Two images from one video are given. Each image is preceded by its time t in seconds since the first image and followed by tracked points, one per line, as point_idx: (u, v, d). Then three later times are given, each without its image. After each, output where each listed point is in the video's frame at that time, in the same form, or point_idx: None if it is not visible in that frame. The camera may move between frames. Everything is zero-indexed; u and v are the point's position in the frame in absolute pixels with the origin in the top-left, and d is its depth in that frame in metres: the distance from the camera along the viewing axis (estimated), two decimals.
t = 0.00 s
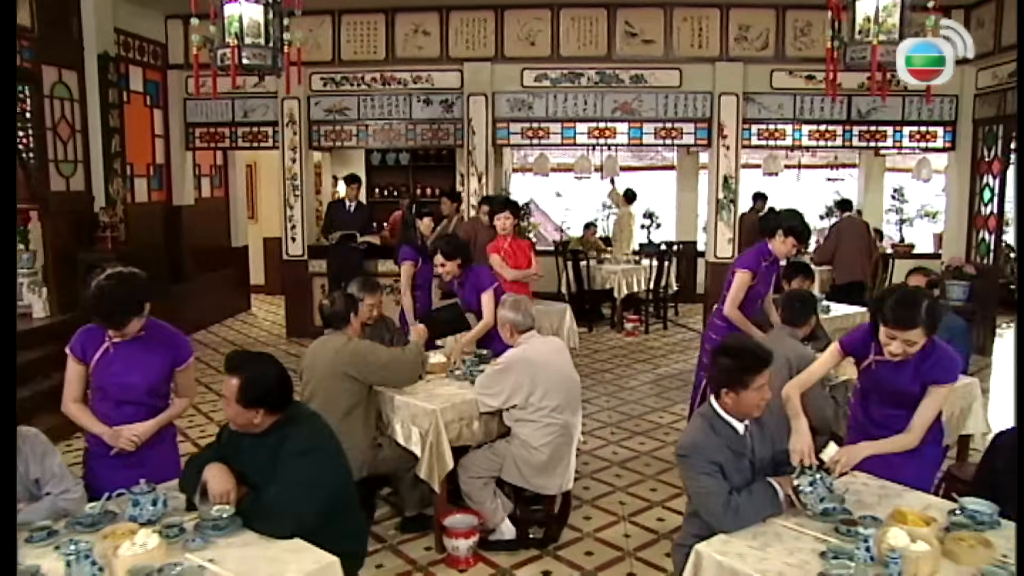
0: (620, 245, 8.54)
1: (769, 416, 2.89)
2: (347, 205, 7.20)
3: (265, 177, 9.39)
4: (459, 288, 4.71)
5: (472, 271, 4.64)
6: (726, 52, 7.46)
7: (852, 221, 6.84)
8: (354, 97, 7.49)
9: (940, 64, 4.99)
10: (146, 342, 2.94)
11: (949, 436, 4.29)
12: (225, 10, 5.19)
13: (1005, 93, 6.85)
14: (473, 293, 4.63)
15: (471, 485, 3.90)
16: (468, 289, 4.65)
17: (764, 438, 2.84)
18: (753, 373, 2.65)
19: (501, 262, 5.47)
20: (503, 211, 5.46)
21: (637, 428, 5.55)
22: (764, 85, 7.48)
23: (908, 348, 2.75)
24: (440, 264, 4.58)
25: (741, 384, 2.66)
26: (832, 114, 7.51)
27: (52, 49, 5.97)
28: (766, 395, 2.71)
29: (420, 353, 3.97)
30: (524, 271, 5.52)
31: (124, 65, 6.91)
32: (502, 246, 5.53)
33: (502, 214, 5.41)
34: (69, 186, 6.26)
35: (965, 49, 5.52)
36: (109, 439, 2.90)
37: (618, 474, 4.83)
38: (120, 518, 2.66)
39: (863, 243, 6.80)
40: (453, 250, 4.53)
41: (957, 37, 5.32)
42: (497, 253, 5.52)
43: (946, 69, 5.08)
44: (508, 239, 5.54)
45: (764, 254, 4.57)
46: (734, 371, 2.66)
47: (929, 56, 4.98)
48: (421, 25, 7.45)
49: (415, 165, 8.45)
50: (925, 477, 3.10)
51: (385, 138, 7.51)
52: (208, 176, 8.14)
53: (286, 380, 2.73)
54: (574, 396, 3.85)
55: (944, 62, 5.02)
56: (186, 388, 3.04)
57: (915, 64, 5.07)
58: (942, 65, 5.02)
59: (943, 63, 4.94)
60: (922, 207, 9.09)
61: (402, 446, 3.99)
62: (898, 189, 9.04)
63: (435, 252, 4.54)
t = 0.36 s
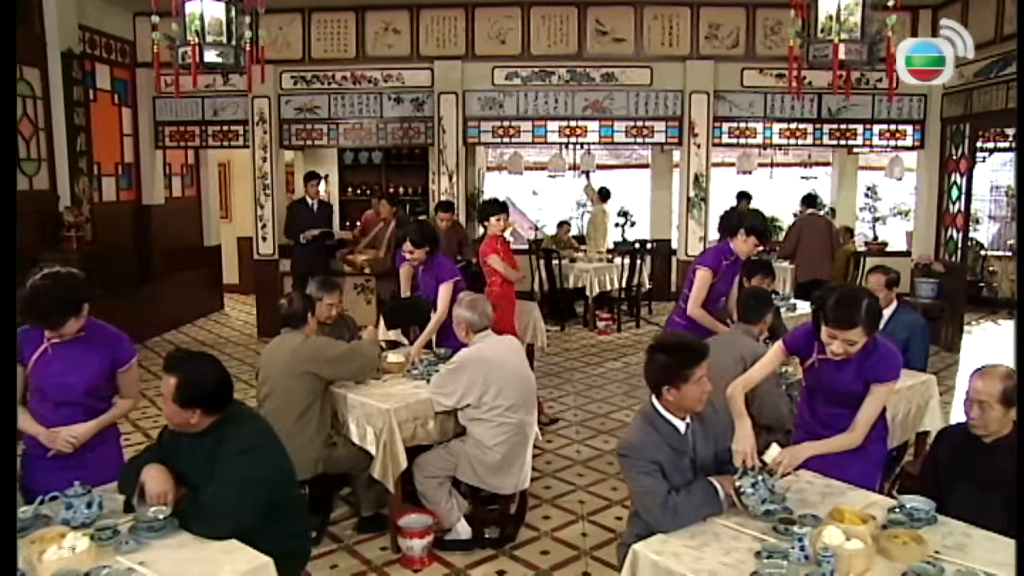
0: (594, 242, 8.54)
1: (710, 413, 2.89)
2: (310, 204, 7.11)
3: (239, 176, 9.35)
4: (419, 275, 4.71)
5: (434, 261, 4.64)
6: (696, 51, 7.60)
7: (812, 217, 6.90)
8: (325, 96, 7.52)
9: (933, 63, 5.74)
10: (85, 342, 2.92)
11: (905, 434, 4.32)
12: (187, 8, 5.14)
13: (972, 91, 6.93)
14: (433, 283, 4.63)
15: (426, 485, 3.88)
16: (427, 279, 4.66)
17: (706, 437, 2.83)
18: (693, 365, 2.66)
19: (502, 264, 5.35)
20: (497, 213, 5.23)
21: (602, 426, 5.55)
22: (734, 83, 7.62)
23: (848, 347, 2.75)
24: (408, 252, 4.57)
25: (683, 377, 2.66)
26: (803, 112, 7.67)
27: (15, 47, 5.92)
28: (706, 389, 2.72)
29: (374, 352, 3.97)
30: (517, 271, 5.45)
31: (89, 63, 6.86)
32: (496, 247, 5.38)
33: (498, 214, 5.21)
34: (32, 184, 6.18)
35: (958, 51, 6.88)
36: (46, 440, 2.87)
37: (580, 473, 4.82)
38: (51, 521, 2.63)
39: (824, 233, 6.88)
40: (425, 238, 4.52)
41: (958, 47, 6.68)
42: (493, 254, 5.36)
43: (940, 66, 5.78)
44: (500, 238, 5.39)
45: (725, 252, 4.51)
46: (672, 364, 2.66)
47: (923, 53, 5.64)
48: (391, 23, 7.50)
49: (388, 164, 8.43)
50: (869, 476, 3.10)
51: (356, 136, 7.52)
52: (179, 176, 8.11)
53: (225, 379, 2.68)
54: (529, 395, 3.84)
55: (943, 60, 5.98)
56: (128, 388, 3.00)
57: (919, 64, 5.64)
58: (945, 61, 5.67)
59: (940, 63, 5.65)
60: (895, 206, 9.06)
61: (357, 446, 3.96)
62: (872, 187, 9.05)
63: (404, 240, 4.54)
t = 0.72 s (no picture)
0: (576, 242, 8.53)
1: (661, 410, 2.90)
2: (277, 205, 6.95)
3: (220, 175, 9.32)
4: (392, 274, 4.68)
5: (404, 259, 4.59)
6: (674, 49, 7.60)
7: (789, 217, 7.01)
8: (303, 95, 7.60)
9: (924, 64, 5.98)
10: (35, 343, 2.91)
11: (872, 432, 4.32)
12: (155, 6, 5.08)
13: (959, 91, 6.92)
14: (402, 283, 4.58)
15: (389, 485, 3.86)
16: (397, 278, 4.62)
17: (658, 437, 2.82)
18: (637, 360, 2.70)
19: (509, 262, 5.19)
20: (498, 210, 5.01)
21: (575, 426, 5.54)
22: (713, 82, 7.64)
23: (799, 347, 2.73)
24: (378, 250, 4.57)
25: (627, 373, 2.68)
26: (782, 111, 7.72)
27: None
28: (653, 386, 2.74)
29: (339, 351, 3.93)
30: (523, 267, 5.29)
31: (64, 62, 6.81)
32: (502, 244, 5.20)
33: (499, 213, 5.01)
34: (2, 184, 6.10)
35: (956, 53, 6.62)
36: None
37: (549, 473, 4.82)
38: None
39: (802, 234, 6.99)
40: (392, 238, 4.49)
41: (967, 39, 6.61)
42: (500, 252, 5.21)
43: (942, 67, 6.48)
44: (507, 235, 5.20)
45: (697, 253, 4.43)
46: (617, 361, 2.70)
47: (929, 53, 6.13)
48: (369, 22, 7.53)
49: (369, 164, 8.40)
50: (824, 476, 3.09)
51: (335, 136, 7.59)
52: (158, 175, 8.09)
53: (172, 380, 2.67)
54: (490, 395, 3.84)
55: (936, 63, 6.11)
56: (79, 390, 2.99)
57: (913, 63, 5.76)
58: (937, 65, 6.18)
59: (933, 65, 6.10)
60: (877, 205, 9.08)
61: (319, 446, 3.93)
62: (853, 186, 9.09)
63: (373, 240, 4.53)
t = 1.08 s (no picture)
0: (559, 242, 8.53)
1: (613, 409, 2.90)
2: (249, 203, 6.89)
3: (201, 174, 9.30)
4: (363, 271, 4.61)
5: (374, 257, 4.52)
6: (654, 47, 7.59)
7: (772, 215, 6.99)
8: (282, 94, 7.69)
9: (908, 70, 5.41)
10: None
11: (841, 431, 4.31)
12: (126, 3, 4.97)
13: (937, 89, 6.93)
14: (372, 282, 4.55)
15: (354, 485, 3.85)
16: (369, 277, 4.57)
17: (610, 435, 2.83)
18: (586, 353, 2.73)
19: (508, 262, 5.25)
20: (503, 210, 5.01)
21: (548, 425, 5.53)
22: (693, 80, 7.66)
23: (749, 346, 2.71)
24: (347, 250, 4.46)
25: (575, 365, 2.71)
26: (761, 109, 7.76)
27: None
28: (602, 381, 2.76)
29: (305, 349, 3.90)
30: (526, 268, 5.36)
31: (41, 60, 6.75)
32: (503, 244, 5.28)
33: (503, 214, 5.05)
34: None
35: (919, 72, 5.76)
36: None
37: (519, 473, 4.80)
38: None
39: (781, 231, 7.01)
40: (361, 239, 4.40)
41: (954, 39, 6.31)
42: (500, 251, 5.28)
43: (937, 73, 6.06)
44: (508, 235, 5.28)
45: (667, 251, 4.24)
46: (565, 355, 2.74)
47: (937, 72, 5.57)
48: (347, 20, 7.59)
49: (350, 162, 8.38)
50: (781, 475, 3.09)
51: (314, 134, 7.70)
52: (138, 174, 8.11)
53: (120, 381, 2.63)
54: (454, 393, 3.84)
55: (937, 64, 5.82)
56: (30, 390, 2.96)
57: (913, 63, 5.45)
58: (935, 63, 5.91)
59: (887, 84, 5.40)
60: (860, 202, 9.07)
61: (283, 447, 3.90)
62: (836, 184, 9.09)
63: (341, 240, 4.42)
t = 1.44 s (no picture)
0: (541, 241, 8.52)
1: (564, 408, 2.90)
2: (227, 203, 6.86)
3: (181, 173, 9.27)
4: (330, 273, 4.64)
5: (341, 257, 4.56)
6: (632, 46, 7.60)
7: (740, 213, 7.23)
8: (259, 92, 7.75)
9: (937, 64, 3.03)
10: None
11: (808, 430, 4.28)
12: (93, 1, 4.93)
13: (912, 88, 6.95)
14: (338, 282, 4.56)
15: (316, 485, 3.83)
16: (337, 277, 4.59)
17: (562, 436, 2.82)
18: (533, 350, 2.73)
19: (513, 259, 5.30)
20: (507, 207, 5.06)
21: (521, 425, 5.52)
22: (670, 79, 7.69)
23: (699, 344, 2.71)
24: (313, 249, 4.53)
25: (524, 363, 2.71)
26: (739, 107, 7.82)
27: None
28: (551, 379, 2.76)
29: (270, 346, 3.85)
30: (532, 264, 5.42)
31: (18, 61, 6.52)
32: (508, 242, 5.32)
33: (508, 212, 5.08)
34: None
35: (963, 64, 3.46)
36: None
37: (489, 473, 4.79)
38: None
39: (750, 227, 7.22)
40: (328, 237, 4.45)
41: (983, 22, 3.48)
42: (505, 248, 5.32)
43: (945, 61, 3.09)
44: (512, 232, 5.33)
45: (634, 251, 4.18)
46: (513, 353, 2.73)
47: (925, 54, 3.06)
48: (324, 19, 7.63)
49: (329, 161, 8.36)
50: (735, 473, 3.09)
51: (292, 134, 7.77)
52: (115, 174, 8.14)
53: (67, 382, 2.56)
54: (415, 393, 3.82)
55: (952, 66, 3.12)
56: None
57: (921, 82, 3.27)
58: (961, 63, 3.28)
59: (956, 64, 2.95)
60: (841, 202, 9.04)
61: (245, 447, 3.85)
62: (817, 182, 9.09)
63: (307, 239, 4.48)
